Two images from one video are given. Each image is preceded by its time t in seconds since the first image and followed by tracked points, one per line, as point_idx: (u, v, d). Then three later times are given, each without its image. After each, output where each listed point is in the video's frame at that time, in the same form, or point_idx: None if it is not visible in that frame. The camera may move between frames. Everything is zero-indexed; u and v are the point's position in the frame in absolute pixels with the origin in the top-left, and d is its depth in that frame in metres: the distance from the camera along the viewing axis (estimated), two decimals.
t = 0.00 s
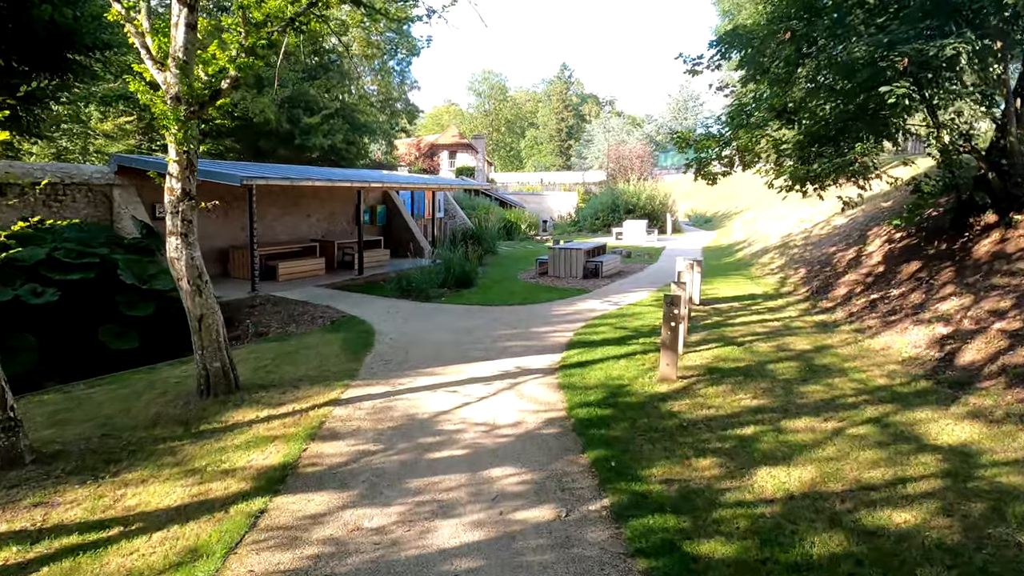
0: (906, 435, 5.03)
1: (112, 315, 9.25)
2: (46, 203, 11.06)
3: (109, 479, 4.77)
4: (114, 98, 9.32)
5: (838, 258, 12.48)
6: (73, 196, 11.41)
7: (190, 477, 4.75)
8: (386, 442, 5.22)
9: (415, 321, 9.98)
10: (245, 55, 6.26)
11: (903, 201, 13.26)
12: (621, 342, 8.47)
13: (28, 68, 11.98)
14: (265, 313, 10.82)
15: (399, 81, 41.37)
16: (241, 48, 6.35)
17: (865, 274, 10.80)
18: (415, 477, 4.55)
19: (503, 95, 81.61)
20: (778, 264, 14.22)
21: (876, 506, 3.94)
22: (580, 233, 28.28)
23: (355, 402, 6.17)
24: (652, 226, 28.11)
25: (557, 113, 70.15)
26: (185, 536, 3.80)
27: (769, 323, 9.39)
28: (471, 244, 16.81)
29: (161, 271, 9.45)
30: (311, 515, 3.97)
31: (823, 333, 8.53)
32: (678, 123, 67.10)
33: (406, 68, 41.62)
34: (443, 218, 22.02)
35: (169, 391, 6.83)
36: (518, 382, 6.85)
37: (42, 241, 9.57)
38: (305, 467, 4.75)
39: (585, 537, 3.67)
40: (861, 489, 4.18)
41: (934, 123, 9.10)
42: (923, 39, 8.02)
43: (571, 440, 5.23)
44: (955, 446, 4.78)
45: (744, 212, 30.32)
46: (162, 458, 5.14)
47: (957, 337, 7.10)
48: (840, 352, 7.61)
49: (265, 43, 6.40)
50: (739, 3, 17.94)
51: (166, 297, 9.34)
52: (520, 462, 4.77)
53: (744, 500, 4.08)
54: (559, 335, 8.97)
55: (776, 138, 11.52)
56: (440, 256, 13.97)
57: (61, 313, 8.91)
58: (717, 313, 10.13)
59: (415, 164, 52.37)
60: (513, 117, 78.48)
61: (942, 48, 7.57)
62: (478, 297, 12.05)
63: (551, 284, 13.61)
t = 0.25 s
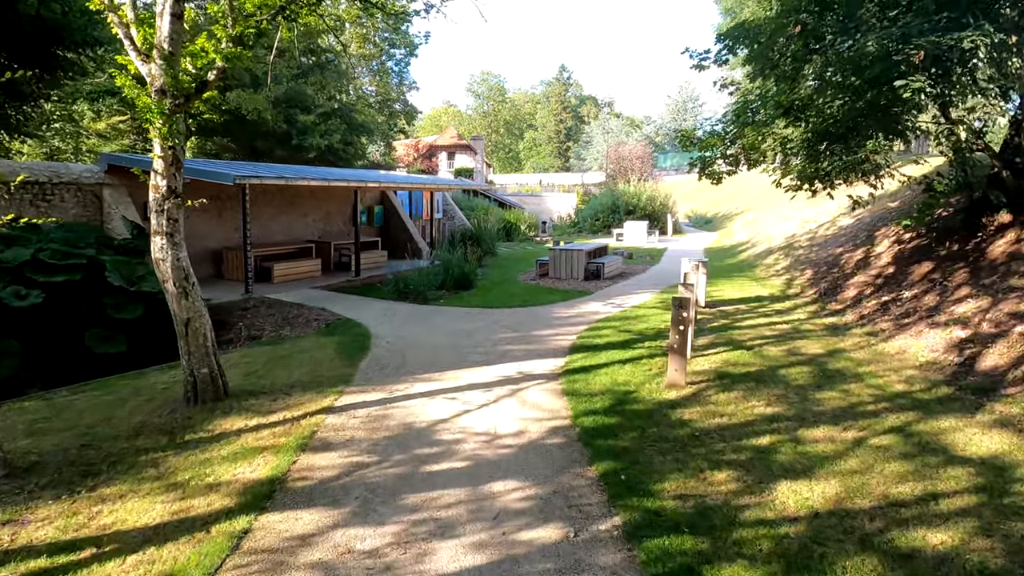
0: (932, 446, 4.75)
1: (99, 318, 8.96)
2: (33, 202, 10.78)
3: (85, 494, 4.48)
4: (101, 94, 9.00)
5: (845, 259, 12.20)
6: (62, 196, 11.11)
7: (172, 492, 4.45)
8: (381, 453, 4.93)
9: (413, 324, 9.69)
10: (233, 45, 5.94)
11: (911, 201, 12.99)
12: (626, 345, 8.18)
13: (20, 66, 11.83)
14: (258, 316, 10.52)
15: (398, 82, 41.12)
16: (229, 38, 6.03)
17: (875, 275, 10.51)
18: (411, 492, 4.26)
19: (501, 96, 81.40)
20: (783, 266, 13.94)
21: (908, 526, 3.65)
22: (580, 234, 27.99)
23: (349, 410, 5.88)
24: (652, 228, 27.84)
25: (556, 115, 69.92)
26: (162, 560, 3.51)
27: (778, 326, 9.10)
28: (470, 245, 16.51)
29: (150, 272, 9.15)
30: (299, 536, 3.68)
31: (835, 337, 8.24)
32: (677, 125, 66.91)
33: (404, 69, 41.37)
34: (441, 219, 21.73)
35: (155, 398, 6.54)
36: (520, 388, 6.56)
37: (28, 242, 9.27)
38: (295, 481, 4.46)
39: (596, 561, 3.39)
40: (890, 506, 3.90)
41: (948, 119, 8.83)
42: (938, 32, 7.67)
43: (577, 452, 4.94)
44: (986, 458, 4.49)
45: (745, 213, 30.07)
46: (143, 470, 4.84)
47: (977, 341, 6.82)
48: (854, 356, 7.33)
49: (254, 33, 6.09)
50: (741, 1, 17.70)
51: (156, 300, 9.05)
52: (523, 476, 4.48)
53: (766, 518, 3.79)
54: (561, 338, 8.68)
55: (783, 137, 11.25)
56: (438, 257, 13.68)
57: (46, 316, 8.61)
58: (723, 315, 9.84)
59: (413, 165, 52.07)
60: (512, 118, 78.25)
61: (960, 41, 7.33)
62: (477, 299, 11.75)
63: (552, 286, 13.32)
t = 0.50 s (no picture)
0: (960, 458, 4.46)
1: (84, 322, 8.66)
2: (18, 203, 10.47)
3: (55, 513, 4.17)
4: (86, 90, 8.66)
5: (852, 259, 11.92)
6: (47, 196, 10.80)
7: (148, 511, 4.15)
8: (373, 467, 4.63)
9: (409, 327, 9.39)
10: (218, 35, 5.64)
11: (919, 200, 12.71)
12: (631, 349, 7.89)
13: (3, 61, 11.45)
14: (250, 319, 10.21)
15: (395, 82, 40.82)
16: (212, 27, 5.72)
17: (885, 276, 10.23)
18: (405, 511, 3.97)
19: (500, 97, 81.18)
20: (788, 266, 13.65)
21: (944, 550, 3.36)
22: (580, 235, 27.69)
23: (341, 420, 5.57)
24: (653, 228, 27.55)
25: (554, 115, 69.68)
26: None
27: (786, 328, 8.82)
28: (468, 246, 16.21)
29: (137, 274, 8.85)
30: (282, 563, 3.38)
31: (846, 340, 7.95)
32: (676, 125, 66.67)
33: (402, 69, 41.12)
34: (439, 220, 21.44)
35: (137, 407, 6.23)
36: (520, 395, 6.26)
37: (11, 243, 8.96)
38: (280, 499, 4.16)
39: None
40: (922, 526, 3.61)
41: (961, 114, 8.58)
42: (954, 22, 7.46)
43: (582, 465, 4.64)
44: (1020, 472, 4.20)
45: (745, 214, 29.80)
46: (119, 486, 4.54)
47: (997, 344, 6.53)
48: (868, 361, 7.04)
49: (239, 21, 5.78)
50: None
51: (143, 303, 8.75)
52: (525, 493, 4.18)
53: (788, 541, 3.50)
54: (563, 342, 8.38)
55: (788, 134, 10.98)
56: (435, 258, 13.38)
57: (28, 320, 8.30)
58: (729, 317, 9.55)
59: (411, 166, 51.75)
60: (510, 119, 78.00)
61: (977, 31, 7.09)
62: (475, 301, 11.45)
63: (552, 287, 13.03)
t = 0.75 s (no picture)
0: (989, 470, 4.16)
1: (66, 324, 8.34)
2: None
3: (14, 530, 3.85)
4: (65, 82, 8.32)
5: (858, 259, 11.63)
6: (31, 193, 10.48)
7: (114, 528, 3.83)
8: (360, 479, 4.32)
9: (403, 329, 9.07)
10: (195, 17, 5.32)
11: (926, 198, 12.43)
12: (632, 352, 7.58)
13: None
14: (239, 320, 9.89)
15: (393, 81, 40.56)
16: (188, 9, 5.40)
17: (893, 276, 9.94)
18: (392, 529, 3.66)
19: (498, 97, 80.97)
20: (792, 266, 13.36)
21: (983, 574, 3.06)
22: (579, 235, 27.39)
23: (327, 427, 5.26)
24: (653, 228, 27.27)
25: (553, 116, 69.45)
26: None
27: (793, 330, 8.52)
28: (465, 246, 15.90)
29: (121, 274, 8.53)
30: None
31: (857, 342, 7.65)
32: (675, 126, 66.53)
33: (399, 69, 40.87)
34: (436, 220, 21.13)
35: (114, 413, 5.90)
36: (518, 400, 5.94)
37: None
38: (257, 515, 3.85)
39: None
40: (956, 547, 3.31)
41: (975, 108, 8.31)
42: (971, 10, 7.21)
43: (583, 477, 4.33)
44: None
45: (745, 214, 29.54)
46: (87, 500, 4.23)
47: (1018, 347, 6.24)
48: (881, 364, 6.74)
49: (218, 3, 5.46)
50: None
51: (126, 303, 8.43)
52: (522, 508, 3.87)
53: (810, 563, 3.20)
54: (562, 344, 8.07)
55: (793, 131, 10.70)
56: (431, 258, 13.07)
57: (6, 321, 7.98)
58: (733, 319, 9.25)
59: (408, 167, 51.43)
60: (508, 119, 77.75)
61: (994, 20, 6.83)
62: (472, 302, 11.14)
63: (551, 288, 12.73)
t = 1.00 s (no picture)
0: None
1: (44, 325, 8.00)
2: None
3: None
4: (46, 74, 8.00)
5: (866, 260, 11.32)
6: (14, 189, 10.14)
7: (71, 548, 3.49)
8: (343, 492, 3.99)
9: (397, 330, 8.73)
10: None
11: (935, 198, 12.12)
12: (635, 355, 7.25)
13: None
14: (227, 321, 9.55)
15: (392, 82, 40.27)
16: None
17: (904, 277, 9.61)
18: (376, 549, 3.33)
19: (497, 100, 80.78)
20: (797, 268, 13.04)
21: None
22: (578, 237, 27.08)
23: (311, 435, 4.93)
24: (653, 230, 26.96)
25: (552, 118, 69.23)
26: None
27: (802, 333, 8.19)
28: (463, 246, 15.58)
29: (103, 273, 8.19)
30: None
31: (870, 346, 7.32)
32: (675, 128, 66.29)
33: (398, 69, 40.63)
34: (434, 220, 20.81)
35: (86, 419, 5.56)
36: (514, 406, 5.62)
37: None
38: (228, 533, 3.51)
39: None
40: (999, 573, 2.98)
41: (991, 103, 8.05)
42: None
43: (585, 490, 4.00)
44: None
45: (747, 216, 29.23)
46: (45, 515, 3.89)
47: None
48: (897, 368, 6.41)
49: None
50: None
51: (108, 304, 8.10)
52: (519, 525, 3.55)
53: None
54: (562, 347, 7.74)
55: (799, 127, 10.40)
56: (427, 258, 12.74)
57: None
58: (739, 321, 8.93)
59: (407, 168, 51.13)
60: (508, 121, 77.51)
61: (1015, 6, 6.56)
62: (469, 303, 10.81)
63: (550, 289, 12.39)
